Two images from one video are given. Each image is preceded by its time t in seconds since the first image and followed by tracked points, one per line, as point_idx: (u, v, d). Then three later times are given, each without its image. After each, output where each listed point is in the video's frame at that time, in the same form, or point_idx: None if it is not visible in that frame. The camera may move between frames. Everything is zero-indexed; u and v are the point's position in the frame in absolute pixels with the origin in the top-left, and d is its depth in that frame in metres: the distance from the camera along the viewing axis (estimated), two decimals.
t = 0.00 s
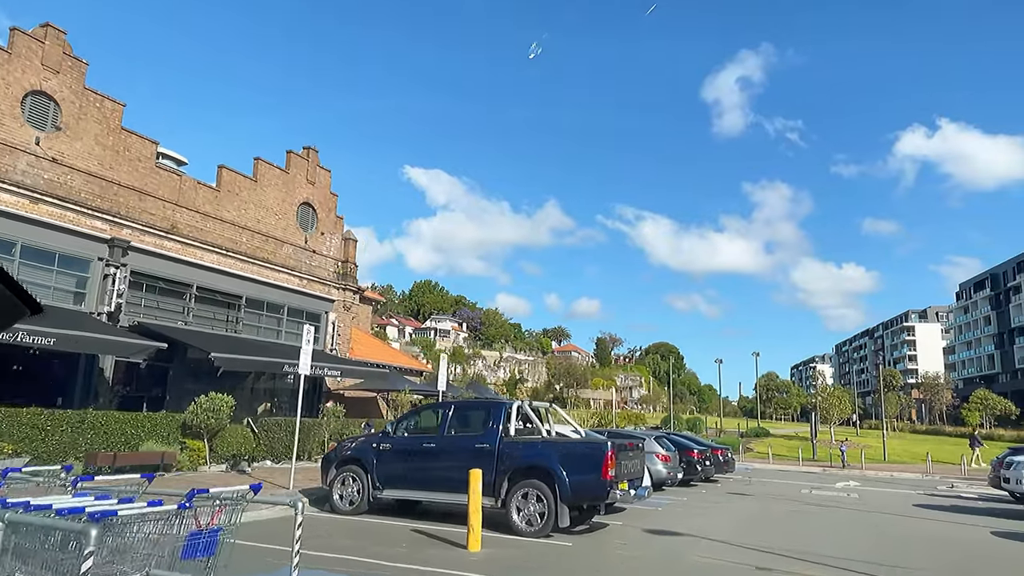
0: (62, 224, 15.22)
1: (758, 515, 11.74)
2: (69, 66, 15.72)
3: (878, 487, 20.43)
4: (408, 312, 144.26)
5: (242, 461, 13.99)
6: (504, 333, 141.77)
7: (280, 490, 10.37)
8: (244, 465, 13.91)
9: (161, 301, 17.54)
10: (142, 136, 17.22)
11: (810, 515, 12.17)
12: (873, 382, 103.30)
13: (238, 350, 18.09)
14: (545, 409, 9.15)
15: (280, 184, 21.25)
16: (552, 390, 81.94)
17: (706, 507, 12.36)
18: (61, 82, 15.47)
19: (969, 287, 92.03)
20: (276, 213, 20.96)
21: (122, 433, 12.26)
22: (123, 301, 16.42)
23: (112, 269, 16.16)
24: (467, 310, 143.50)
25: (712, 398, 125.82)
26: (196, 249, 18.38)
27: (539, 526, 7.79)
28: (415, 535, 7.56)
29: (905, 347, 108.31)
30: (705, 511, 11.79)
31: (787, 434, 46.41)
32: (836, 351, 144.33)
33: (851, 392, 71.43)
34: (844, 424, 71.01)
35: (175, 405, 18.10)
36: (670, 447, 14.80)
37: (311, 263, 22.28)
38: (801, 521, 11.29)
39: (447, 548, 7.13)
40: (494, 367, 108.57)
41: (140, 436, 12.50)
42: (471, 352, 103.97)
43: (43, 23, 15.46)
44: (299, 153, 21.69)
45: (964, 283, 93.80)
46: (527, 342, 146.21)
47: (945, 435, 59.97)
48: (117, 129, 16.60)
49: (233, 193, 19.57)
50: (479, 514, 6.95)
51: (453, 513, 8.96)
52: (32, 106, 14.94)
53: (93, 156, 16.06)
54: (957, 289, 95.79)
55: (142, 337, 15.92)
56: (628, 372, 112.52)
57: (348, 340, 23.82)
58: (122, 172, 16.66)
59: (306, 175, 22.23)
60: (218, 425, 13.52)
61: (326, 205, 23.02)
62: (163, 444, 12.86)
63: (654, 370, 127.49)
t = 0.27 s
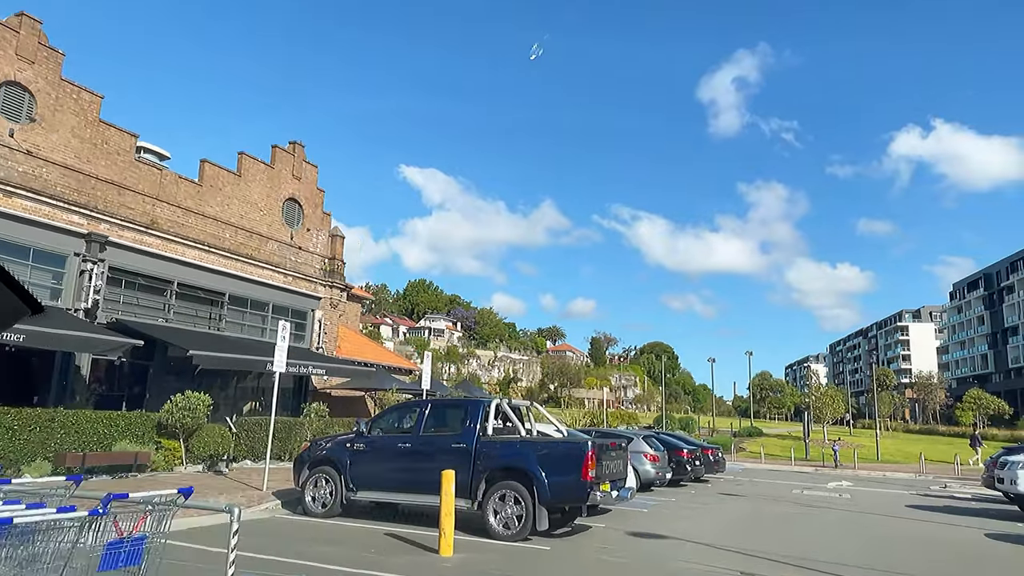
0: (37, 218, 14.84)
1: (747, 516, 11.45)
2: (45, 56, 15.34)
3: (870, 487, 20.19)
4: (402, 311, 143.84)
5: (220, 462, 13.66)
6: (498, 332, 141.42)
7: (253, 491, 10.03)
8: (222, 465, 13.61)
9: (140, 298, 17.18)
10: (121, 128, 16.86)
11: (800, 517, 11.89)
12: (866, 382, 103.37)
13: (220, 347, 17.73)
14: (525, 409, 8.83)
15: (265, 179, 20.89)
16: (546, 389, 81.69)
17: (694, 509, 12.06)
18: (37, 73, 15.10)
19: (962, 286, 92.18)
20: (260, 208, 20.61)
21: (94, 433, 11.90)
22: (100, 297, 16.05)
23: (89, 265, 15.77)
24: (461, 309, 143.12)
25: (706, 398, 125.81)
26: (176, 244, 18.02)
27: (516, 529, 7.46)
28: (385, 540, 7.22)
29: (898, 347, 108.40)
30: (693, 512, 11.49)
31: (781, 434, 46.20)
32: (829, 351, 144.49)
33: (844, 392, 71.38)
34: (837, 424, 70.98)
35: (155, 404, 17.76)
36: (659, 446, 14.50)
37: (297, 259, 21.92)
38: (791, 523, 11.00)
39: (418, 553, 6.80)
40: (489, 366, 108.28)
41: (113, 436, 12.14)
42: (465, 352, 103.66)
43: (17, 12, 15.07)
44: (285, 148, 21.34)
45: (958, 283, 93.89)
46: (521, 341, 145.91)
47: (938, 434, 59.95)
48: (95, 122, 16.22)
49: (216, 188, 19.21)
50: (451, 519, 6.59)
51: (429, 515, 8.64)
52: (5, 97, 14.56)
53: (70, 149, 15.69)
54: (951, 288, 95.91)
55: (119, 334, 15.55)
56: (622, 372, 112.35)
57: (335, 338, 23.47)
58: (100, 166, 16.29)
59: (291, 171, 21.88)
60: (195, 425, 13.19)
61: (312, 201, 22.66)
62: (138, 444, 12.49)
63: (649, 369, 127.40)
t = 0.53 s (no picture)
0: (12, 212, 14.47)
1: (736, 518, 11.14)
2: (21, 46, 14.96)
3: (863, 487, 19.93)
4: (397, 310, 143.40)
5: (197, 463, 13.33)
6: (493, 332, 141.03)
7: (225, 492, 9.67)
8: (199, 466, 13.28)
9: (120, 295, 16.83)
10: (101, 121, 16.49)
11: (792, 519, 11.58)
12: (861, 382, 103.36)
13: (202, 345, 17.37)
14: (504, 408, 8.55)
15: (250, 174, 20.53)
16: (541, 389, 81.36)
17: (682, 511, 11.76)
18: (12, 63, 14.72)
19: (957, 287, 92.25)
20: (245, 204, 20.25)
21: (66, 433, 11.51)
22: (78, 293, 15.68)
23: (66, 260, 15.39)
24: (456, 309, 142.67)
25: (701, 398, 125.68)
26: (158, 240, 17.65)
27: (494, 533, 7.13)
28: (355, 545, 6.89)
29: (893, 347, 108.43)
30: (681, 514, 11.18)
31: (774, 434, 45.99)
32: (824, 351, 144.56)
33: (839, 392, 71.24)
34: (831, 424, 70.87)
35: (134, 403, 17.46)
36: (648, 447, 14.20)
37: (283, 256, 21.55)
38: (781, 525, 10.69)
39: (388, 559, 6.48)
40: (483, 366, 107.96)
41: (85, 436, 11.75)
42: (460, 351, 103.29)
43: None
44: (270, 143, 20.98)
45: (952, 283, 93.95)
46: (516, 341, 145.54)
47: (932, 434, 59.83)
48: (73, 114, 15.85)
49: (199, 183, 18.85)
50: (423, 522, 6.27)
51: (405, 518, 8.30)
52: None
53: (47, 141, 15.32)
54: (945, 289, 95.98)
55: (96, 331, 15.17)
56: (617, 372, 112.08)
57: (322, 336, 23.11)
58: (79, 159, 15.93)
59: (277, 166, 21.52)
60: (171, 424, 12.86)
61: (299, 197, 22.30)
62: (111, 444, 12.12)
63: (644, 369, 127.20)
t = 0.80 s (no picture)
0: None
1: (725, 521, 10.85)
2: None
3: (858, 488, 19.66)
4: (392, 310, 143.01)
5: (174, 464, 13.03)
6: (489, 332, 140.64)
7: (198, 494, 9.35)
8: (176, 467, 12.97)
9: (100, 292, 16.49)
10: (80, 114, 16.13)
11: (783, 522, 11.29)
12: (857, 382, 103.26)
13: (185, 343, 17.01)
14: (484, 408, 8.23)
15: (236, 169, 20.19)
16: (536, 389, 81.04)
17: (672, 513, 11.45)
18: None
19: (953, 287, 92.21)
20: (230, 200, 19.90)
21: (39, 433, 11.10)
22: (57, 290, 15.33)
23: (43, 257, 14.99)
24: (452, 308, 142.26)
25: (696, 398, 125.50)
26: (139, 236, 17.31)
27: (470, 538, 6.80)
28: (323, 551, 6.57)
29: (888, 347, 108.38)
30: (669, 517, 10.87)
31: (770, 434, 45.75)
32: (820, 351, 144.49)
33: (835, 392, 71.06)
34: (827, 424, 70.70)
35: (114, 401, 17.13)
36: (638, 447, 13.90)
37: (270, 253, 21.20)
38: (772, 529, 10.38)
39: (356, 566, 6.16)
40: (479, 366, 107.62)
41: (58, 436, 11.36)
42: (456, 351, 102.92)
43: None
44: (257, 138, 20.63)
45: (948, 283, 93.91)
46: (512, 341, 145.20)
47: (928, 434, 59.66)
48: (52, 107, 15.50)
49: (182, 178, 18.50)
50: (392, 528, 5.93)
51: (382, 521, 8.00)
52: None
53: (24, 135, 14.96)
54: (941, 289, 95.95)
55: (74, 329, 14.82)
56: (613, 372, 111.82)
57: (310, 335, 22.77)
58: (57, 153, 15.57)
59: (264, 162, 21.17)
60: (148, 424, 12.53)
61: (286, 193, 21.94)
62: (85, 444, 11.74)
63: (640, 369, 126.98)
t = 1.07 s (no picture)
0: None
1: (715, 524, 10.54)
2: None
3: (853, 489, 19.38)
4: (389, 310, 142.63)
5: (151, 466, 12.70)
6: (485, 332, 140.34)
7: (168, 496, 9.01)
8: (152, 469, 12.63)
9: (79, 289, 16.14)
10: (60, 107, 15.80)
11: (775, 524, 10.98)
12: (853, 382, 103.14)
13: (167, 342, 16.66)
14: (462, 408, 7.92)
15: (221, 165, 19.85)
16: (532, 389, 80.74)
17: (661, 515, 11.15)
18: None
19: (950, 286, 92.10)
20: (215, 196, 19.57)
21: (9, 434, 10.72)
22: (35, 287, 14.97)
23: (20, 252, 14.29)
24: (449, 308, 141.91)
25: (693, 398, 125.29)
26: (121, 232, 16.97)
27: (444, 543, 6.48)
28: (288, 557, 6.26)
29: (885, 347, 108.26)
30: (657, 519, 10.55)
31: (765, 434, 45.54)
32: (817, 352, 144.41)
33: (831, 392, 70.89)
34: (823, 424, 70.52)
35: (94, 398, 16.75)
36: (628, 447, 13.60)
37: (256, 251, 20.86)
38: (763, 532, 10.07)
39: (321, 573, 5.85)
40: (475, 366, 107.31)
41: (29, 436, 10.98)
42: (452, 351, 102.60)
43: None
44: (243, 134, 20.30)
45: (945, 283, 93.83)
46: (509, 341, 144.91)
47: (925, 434, 59.46)
48: (31, 99, 15.16)
49: (166, 174, 18.16)
50: (358, 536, 5.60)
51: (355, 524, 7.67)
52: None
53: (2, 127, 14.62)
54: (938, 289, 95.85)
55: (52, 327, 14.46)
56: (610, 372, 111.57)
57: (298, 333, 22.43)
58: (36, 147, 15.22)
59: (251, 157, 20.84)
60: (124, 425, 12.19)
61: (274, 189, 21.60)
62: (57, 445, 11.37)
63: (637, 369, 126.78)
